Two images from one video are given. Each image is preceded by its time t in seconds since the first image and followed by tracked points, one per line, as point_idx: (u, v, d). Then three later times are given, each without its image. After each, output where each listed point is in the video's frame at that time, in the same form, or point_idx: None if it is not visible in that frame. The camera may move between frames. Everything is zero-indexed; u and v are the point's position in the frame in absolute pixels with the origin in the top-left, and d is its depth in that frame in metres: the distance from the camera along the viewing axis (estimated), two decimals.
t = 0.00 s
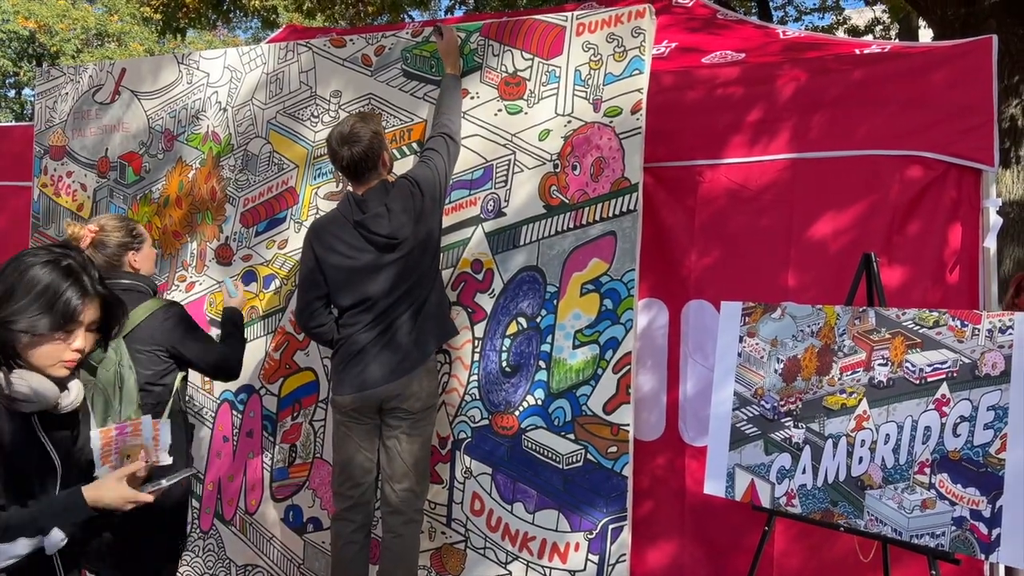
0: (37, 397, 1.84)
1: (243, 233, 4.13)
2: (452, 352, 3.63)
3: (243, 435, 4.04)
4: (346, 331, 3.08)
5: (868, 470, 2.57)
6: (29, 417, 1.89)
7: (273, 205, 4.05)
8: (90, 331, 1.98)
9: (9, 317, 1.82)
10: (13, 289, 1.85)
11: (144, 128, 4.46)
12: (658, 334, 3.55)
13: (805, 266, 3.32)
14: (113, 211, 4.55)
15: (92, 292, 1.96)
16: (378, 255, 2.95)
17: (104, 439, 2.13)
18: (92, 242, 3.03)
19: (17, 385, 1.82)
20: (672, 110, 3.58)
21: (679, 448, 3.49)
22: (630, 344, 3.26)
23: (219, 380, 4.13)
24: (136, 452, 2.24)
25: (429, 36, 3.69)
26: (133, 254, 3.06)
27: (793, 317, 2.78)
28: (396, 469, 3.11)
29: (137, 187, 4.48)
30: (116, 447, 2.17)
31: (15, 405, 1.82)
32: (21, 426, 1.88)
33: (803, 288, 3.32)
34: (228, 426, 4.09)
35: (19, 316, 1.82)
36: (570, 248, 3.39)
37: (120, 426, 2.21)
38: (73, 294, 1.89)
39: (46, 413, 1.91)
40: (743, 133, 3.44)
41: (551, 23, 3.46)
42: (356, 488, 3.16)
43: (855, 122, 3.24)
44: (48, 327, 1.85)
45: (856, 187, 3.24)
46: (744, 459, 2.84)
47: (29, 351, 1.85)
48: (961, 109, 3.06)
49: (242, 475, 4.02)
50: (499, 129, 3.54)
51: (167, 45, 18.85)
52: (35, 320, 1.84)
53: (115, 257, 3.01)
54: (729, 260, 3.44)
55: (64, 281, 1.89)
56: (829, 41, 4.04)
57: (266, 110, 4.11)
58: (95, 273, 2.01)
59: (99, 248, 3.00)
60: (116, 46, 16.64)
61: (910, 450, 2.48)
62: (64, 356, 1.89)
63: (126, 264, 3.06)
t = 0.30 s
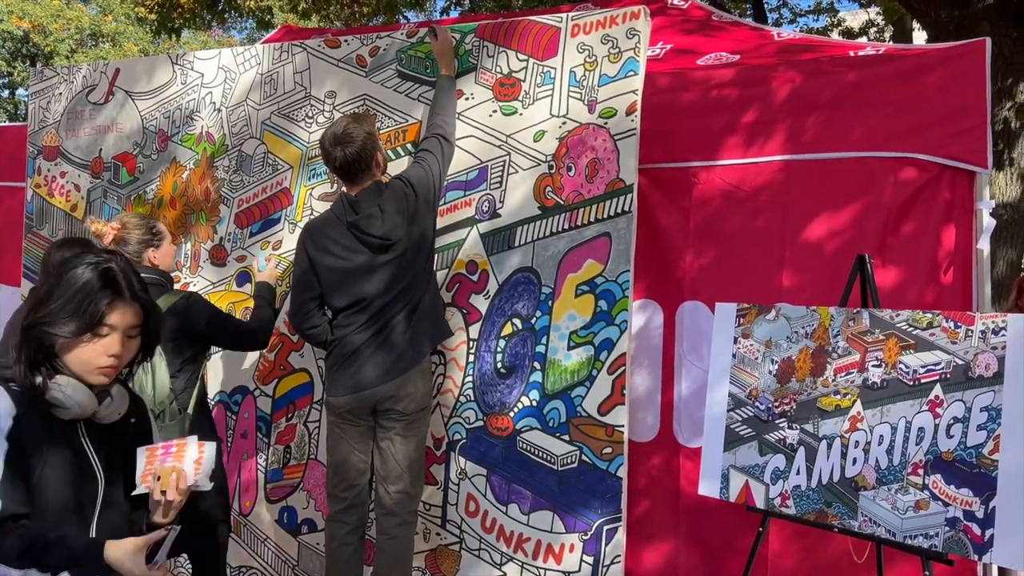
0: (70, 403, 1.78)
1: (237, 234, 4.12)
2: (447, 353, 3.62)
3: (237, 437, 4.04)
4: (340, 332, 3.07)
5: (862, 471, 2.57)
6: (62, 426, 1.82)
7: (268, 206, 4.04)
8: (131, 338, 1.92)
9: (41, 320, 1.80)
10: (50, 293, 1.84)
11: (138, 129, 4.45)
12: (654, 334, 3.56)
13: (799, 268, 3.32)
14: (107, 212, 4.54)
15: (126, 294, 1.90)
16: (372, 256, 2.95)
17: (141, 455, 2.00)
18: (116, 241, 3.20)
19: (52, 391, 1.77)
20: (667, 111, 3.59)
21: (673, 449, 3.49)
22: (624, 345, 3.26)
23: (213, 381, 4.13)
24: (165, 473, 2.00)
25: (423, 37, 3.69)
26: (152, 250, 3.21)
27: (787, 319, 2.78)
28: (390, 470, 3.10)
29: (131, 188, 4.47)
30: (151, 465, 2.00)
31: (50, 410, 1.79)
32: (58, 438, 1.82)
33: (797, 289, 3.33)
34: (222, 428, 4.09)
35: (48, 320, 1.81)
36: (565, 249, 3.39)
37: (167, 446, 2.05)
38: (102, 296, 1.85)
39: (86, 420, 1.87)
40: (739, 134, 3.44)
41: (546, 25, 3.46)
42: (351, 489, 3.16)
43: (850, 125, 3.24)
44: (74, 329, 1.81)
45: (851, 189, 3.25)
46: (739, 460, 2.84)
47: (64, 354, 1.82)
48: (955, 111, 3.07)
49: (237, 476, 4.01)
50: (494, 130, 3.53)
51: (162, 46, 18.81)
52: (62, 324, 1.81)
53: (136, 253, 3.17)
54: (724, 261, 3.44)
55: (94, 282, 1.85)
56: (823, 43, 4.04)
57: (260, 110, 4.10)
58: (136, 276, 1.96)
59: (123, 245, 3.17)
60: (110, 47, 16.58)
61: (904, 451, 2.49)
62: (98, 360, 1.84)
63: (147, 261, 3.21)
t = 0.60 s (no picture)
0: (114, 411, 1.75)
1: (231, 234, 4.11)
2: (441, 354, 3.62)
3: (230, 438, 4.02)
4: (333, 332, 3.05)
5: (856, 471, 2.58)
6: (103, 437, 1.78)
7: (262, 207, 4.03)
8: (181, 347, 1.88)
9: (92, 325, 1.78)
10: (103, 297, 1.82)
11: (132, 129, 4.44)
12: (649, 335, 3.55)
13: (793, 268, 3.33)
14: (100, 212, 4.52)
15: (177, 303, 1.85)
16: (366, 256, 2.94)
17: (187, 464, 1.84)
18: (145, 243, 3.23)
19: (93, 399, 1.75)
20: (662, 112, 3.59)
21: (667, 449, 3.49)
22: (618, 346, 3.26)
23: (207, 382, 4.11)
24: (210, 487, 1.86)
25: (417, 37, 3.68)
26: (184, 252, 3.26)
27: (781, 319, 2.78)
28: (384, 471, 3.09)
29: (124, 188, 4.45)
30: (198, 477, 1.85)
31: (91, 418, 1.76)
32: (99, 451, 1.78)
33: (791, 289, 3.33)
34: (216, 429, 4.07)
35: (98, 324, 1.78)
36: (560, 249, 3.39)
37: (216, 455, 1.88)
38: (153, 303, 1.81)
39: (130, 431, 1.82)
40: (733, 135, 3.44)
41: (541, 25, 3.46)
42: (344, 491, 3.15)
43: (844, 126, 3.25)
44: (121, 336, 1.77)
45: (844, 189, 3.25)
46: (733, 460, 2.84)
47: (112, 362, 1.80)
48: (948, 112, 3.08)
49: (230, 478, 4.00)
50: (488, 131, 3.53)
51: (157, 46, 18.78)
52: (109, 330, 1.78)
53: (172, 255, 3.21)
54: (718, 262, 3.44)
55: (145, 288, 1.81)
56: (816, 43, 4.05)
57: (254, 111, 4.09)
58: (190, 285, 1.92)
59: (152, 246, 3.19)
60: (105, 47, 16.55)
61: (897, 452, 2.49)
62: (143, 369, 1.80)
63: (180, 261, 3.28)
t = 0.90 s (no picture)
0: (158, 429, 1.71)
1: (226, 235, 4.10)
2: (436, 355, 3.61)
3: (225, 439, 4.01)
4: (328, 332, 3.05)
5: (851, 471, 2.58)
6: (145, 452, 1.74)
7: (257, 208, 4.03)
8: (224, 358, 1.82)
9: (134, 339, 1.71)
10: (141, 308, 1.74)
11: (127, 130, 4.43)
12: (645, 335, 3.56)
13: (788, 268, 3.33)
14: (95, 213, 4.52)
15: (221, 312, 1.79)
16: (361, 256, 2.94)
17: (229, 481, 1.83)
18: (157, 246, 3.24)
19: (135, 416, 1.70)
20: (657, 112, 3.59)
21: (663, 450, 3.49)
22: (614, 346, 3.26)
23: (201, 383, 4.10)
24: (255, 505, 1.84)
25: (413, 37, 3.68)
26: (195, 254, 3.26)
27: (776, 319, 2.78)
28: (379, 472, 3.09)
29: (119, 189, 4.44)
30: (240, 495, 1.84)
31: (132, 432, 1.72)
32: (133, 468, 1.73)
33: (786, 290, 3.33)
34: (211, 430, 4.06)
35: (138, 339, 1.71)
36: (555, 250, 3.39)
37: (261, 473, 1.87)
38: (198, 317, 1.75)
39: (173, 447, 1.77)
40: (729, 135, 3.44)
41: (536, 26, 3.46)
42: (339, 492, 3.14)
43: (839, 126, 3.25)
44: (165, 351, 1.71)
45: (839, 189, 3.26)
46: (728, 460, 2.84)
47: (155, 377, 1.73)
48: (943, 113, 3.08)
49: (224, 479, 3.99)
50: (484, 131, 3.53)
51: (153, 46, 18.74)
52: (151, 346, 1.71)
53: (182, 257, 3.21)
54: (714, 263, 3.44)
55: (190, 301, 1.74)
56: (812, 44, 4.05)
57: (249, 111, 4.08)
58: (233, 293, 1.85)
59: (165, 250, 3.21)
60: (100, 47, 16.50)
61: (892, 452, 2.49)
62: (187, 383, 1.74)
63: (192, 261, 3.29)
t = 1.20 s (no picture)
0: (223, 434, 1.54)
1: (224, 236, 4.10)
2: (434, 355, 3.61)
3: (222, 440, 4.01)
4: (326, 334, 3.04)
5: (848, 471, 2.58)
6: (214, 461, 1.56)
7: (254, 209, 4.03)
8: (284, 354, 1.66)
9: (194, 340, 1.52)
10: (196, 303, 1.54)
11: (124, 131, 4.42)
12: (643, 335, 3.56)
13: (785, 269, 3.33)
14: (92, 214, 4.51)
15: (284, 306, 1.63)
16: (359, 257, 2.94)
17: (289, 478, 1.81)
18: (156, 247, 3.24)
19: (198, 421, 1.52)
20: (655, 113, 3.60)
21: (661, 450, 3.50)
22: (611, 347, 3.26)
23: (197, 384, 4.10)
24: (322, 501, 1.81)
25: (410, 38, 3.68)
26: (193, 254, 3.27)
27: (772, 320, 2.79)
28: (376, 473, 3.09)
29: (116, 190, 4.44)
30: (303, 492, 1.81)
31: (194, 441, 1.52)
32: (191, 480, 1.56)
33: (783, 290, 3.34)
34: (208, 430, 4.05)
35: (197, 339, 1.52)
36: (553, 250, 3.39)
37: (319, 469, 1.86)
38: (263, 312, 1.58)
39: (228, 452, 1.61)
40: (726, 136, 3.45)
41: (533, 27, 3.46)
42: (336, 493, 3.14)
43: (835, 126, 3.26)
44: (231, 349, 1.53)
45: (836, 190, 3.27)
46: (725, 460, 2.85)
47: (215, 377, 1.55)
48: (939, 113, 3.09)
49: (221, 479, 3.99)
50: (481, 132, 3.53)
51: (151, 47, 18.74)
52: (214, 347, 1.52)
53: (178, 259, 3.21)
54: (711, 264, 3.45)
55: (253, 296, 1.57)
56: (809, 45, 4.06)
57: (246, 112, 4.08)
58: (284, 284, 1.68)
59: (163, 251, 3.18)
60: (98, 49, 16.49)
61: (889, 452, 2.50)
62: (250, 383, 1.58)
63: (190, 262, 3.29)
